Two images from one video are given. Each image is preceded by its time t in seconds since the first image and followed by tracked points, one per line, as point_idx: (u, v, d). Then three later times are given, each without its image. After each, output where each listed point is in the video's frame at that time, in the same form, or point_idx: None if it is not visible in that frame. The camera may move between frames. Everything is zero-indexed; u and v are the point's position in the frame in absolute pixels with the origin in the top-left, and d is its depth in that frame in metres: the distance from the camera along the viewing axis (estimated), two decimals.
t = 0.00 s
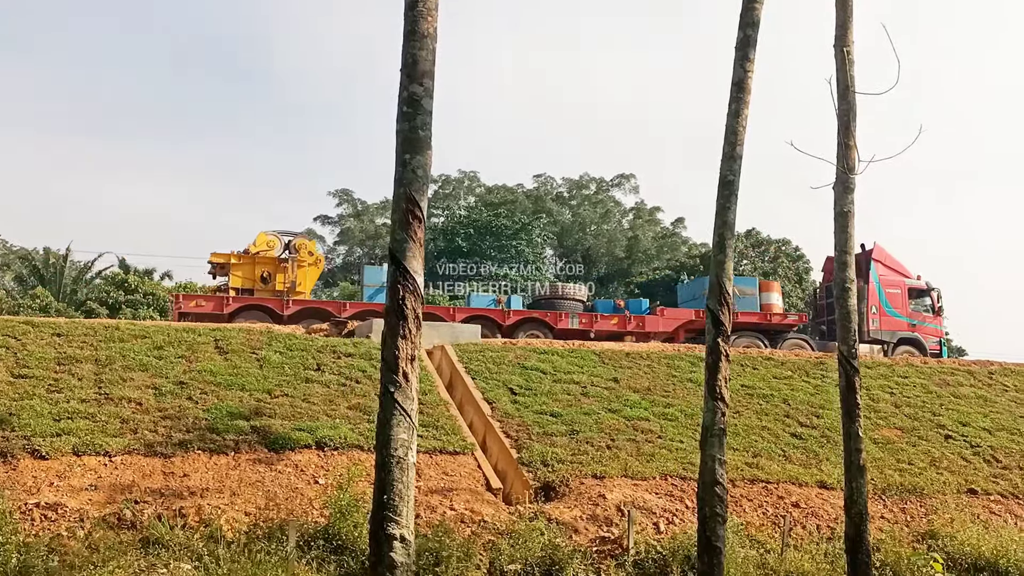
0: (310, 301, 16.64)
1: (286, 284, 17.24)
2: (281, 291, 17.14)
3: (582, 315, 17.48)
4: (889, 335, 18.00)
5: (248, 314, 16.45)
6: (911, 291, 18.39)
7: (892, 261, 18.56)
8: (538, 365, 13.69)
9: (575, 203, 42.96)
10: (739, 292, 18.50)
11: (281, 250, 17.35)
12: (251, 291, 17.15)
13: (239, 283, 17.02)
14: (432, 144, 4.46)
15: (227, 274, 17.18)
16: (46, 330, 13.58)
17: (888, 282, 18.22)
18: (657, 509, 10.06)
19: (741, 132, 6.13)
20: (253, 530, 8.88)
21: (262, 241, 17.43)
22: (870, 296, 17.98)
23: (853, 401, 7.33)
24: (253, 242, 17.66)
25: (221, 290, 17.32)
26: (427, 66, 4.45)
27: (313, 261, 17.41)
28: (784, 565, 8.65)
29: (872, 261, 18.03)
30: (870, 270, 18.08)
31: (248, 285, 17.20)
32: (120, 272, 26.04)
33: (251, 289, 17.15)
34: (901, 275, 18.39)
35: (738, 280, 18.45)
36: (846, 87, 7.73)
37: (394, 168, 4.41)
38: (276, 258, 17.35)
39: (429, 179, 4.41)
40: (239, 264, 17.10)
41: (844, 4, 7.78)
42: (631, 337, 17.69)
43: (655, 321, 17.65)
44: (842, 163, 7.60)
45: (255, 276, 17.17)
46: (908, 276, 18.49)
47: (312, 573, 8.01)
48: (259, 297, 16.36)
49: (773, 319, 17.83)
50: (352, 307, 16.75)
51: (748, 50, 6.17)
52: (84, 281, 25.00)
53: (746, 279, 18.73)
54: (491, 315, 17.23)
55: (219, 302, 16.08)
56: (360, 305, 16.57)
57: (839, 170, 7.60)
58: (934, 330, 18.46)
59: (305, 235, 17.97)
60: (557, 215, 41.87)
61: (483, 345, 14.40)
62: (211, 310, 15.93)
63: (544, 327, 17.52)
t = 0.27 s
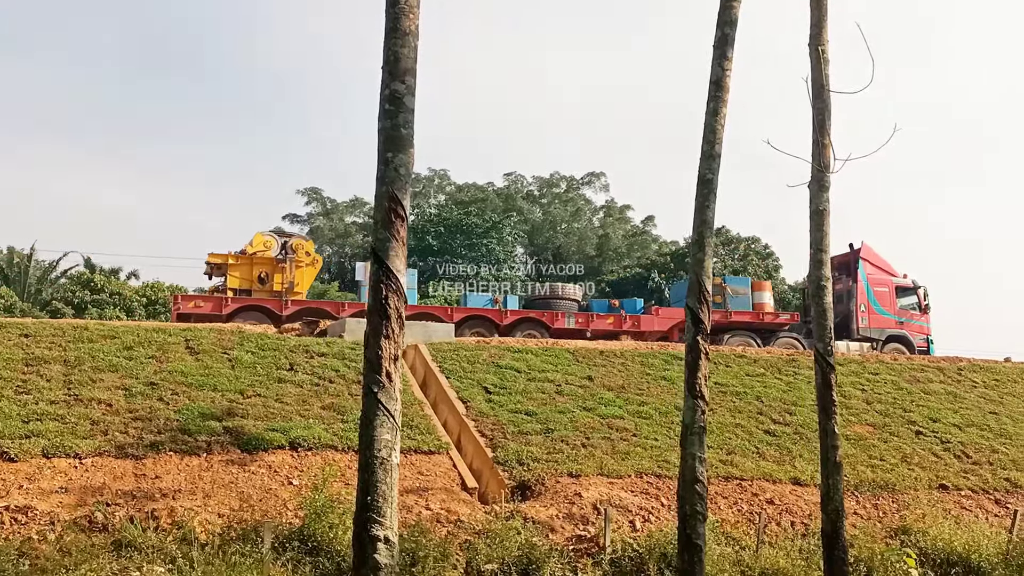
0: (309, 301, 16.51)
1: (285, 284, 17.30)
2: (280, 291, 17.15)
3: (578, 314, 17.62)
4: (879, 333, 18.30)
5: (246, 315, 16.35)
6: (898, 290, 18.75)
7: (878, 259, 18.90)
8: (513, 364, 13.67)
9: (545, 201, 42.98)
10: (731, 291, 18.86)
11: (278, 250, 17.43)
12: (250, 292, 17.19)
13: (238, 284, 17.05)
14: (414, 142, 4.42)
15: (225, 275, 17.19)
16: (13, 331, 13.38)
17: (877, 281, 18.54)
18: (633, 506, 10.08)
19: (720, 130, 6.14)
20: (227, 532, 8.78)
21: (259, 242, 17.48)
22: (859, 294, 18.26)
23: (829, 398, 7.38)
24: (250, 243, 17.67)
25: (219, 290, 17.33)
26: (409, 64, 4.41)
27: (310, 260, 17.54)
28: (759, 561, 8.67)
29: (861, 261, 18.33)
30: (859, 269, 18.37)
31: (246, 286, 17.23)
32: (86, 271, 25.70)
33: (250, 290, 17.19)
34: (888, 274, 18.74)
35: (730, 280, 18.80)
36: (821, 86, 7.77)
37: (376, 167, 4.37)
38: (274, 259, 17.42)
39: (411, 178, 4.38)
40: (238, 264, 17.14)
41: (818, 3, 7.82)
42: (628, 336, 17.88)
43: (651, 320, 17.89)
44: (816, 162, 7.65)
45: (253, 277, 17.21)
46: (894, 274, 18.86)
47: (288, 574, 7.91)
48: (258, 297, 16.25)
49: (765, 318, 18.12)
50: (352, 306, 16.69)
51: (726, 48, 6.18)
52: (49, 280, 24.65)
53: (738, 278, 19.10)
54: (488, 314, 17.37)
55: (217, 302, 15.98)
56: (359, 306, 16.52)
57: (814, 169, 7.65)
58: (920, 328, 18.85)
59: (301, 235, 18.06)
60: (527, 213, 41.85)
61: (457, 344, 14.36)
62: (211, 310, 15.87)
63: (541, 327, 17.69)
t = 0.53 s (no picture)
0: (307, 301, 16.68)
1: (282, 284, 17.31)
2: (278, 291, 17.21)
3: (573, 315, 17.99)
4: (867, 334, 19.04)
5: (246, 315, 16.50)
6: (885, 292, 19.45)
7: (867, 261, 19.56)
8: (486, 364, 13.66)
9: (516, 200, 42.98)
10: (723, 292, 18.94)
11: (276, 250, 17.47)
12: (248, 292, 17.20)
13: (235, 283, 17.05)
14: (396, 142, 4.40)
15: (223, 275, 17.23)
16: None
17: (865, 283, 19.26)
18: (607, 506, 10.10)
19: (697, 131, 6.16)
20: (199, 533, 8.69)
21: (256, 243, 17.57)
22: (848, 297, 18.99)
23: (804, 398, 7.42)
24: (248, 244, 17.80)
25: (217, 291, 17.37)
26: (389, 63, 4.39)
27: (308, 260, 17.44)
28: (732, 560, 8.71)
29: (849, 263, 19.04)
30: (847, 272, 19.08)
31: (245, 286, 17.22)
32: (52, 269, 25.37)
33: (247, 289, 17.18)
34: (876, 276, 19.43)
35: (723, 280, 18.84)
36: (796, 88, 7.82)
37: (357, 166, 4.34)
38: (272, 259, 17.45)
39: (392, 177, 4.36)
40: (235, 264, 17.19)
41: (793, 5, 7.86)
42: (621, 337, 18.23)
43: (644, 321, 18.30)
44: (791, 163, 7.69)
45: (252, 276, 17.21)
46: (881, 276, 19.55)
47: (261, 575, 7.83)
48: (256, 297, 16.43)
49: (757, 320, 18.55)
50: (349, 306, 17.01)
51: (703, 50, 6.21)
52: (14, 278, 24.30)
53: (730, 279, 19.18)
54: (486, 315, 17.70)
55: (216, 302, 16.16)
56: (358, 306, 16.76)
57: (788, 170, 7.69)
58: (907, 329, 19.58)
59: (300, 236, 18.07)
60: (498, 212, 41.81)
61: (430, 343, 14.33)
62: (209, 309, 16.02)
63: (536, 327, 17.99)
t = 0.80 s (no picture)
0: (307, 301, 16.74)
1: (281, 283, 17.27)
2: (277, 291, 17.18)
3: (570, 316, 18.17)
4: (857, 336, 19.20)
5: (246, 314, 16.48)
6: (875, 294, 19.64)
7: (857, 264, 19.72)
8: (463, 364, 13.64)
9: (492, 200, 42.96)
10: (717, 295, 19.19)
11: (276, 250, 17.46)
12: (247, 292, 17.16)
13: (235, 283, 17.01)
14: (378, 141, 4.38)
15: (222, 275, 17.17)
16: None
17: (854, 286, 19.43)
18: (584, 506, 10.11)
19: (677, 133, 6.18)
20: (173, 534, 8.61)
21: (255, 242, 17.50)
22: (839, 299, 19.14)
23: (781, 399, 7.45)
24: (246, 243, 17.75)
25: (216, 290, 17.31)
26: (372, 61, 4.37)
27: (306, 259, 17.40)
28: (709, 560, 8.73)
29: (840, 266, 19.22)
30: (838, 275, 19.23)
31: (245, 286, 17.18)
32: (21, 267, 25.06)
33: (247, 289, 17.15)
34: (866, 279, 19.59)
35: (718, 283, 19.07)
36: (774, 90, 7.87)
37: (339, 165, 4.32)
38: (271, 258, 17.40)
39: (374, 176, 4.34)
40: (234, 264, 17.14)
41: (772, 8, 7.90)
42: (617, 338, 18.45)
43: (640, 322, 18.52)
44: (769, 165, 7.73)
45: (251, 276, 17.16)
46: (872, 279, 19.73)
47: None
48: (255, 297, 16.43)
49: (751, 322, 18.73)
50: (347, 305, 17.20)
51: (684, 51, 6.22)
52: None
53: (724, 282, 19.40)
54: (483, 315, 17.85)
55: (217, 302, 16.13)
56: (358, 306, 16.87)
57: (766, 172, 7.73)
58: (896, 331, 19.78)
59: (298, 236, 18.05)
60: (475, 212, 41.76)
61: (407, 343, 14.28)
62: (209, 309, 16.00)
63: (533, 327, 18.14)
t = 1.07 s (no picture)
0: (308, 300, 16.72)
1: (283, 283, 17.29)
2: (279, 290, 17.17)
3: (568, 318, 18.32)
4: (848, 338, 19.34)
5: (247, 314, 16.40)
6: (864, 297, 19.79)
7: (847, 267, 19.86)
8: (438, 363, 13.61)
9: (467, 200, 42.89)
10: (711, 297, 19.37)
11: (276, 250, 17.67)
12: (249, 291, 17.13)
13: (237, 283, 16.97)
14: (355, 139, 4.36)
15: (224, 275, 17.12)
16: None
17: (845, 289, 19.55)
18: (559, 506, 10.12)
19: (655, 134, 6.21)
20: (145, 534, 8.54)
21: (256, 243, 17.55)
22: (830, 302, 19.27)
23: (755, 399, 7.48)
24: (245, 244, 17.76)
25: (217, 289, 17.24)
26: (350, 59, 4.35)
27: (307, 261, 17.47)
28: (683, 559, 8.77)
29: (831, 269, 19.33)
30: (830, 278, 19.34)
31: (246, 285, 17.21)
32: None
33: (248, 289, 17.13)
34: (855, 282, 19.73)
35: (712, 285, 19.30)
36: (750, 92, 7.89)
37: (316, 163, 4.30)
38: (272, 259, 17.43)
39: (351, 175, 4.32)
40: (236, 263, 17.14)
41: (749, 10, 7.93)
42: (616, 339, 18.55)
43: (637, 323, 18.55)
44: (744, 166, 7.77)
45: (252, 276, 17.15)
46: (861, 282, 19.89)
47: None
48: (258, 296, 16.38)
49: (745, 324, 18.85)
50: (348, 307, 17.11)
51: (661, 53, 6.24)
52: None
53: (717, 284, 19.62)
54: (482, 315, 17.90)
55: (219, 300, 16.09)
56: (359, 304, 16.86)
57: (743, 174, 7.77)
58: (885, 333, 19.97)
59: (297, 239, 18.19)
60: (450, 211, 41.66)
61: (382, 343, 14.24)
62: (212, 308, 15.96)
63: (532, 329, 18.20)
